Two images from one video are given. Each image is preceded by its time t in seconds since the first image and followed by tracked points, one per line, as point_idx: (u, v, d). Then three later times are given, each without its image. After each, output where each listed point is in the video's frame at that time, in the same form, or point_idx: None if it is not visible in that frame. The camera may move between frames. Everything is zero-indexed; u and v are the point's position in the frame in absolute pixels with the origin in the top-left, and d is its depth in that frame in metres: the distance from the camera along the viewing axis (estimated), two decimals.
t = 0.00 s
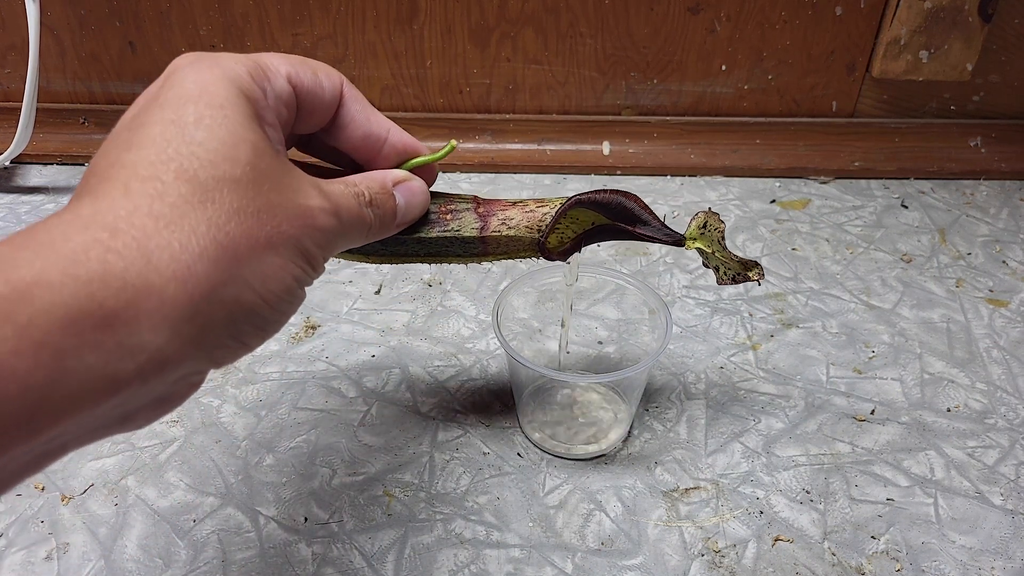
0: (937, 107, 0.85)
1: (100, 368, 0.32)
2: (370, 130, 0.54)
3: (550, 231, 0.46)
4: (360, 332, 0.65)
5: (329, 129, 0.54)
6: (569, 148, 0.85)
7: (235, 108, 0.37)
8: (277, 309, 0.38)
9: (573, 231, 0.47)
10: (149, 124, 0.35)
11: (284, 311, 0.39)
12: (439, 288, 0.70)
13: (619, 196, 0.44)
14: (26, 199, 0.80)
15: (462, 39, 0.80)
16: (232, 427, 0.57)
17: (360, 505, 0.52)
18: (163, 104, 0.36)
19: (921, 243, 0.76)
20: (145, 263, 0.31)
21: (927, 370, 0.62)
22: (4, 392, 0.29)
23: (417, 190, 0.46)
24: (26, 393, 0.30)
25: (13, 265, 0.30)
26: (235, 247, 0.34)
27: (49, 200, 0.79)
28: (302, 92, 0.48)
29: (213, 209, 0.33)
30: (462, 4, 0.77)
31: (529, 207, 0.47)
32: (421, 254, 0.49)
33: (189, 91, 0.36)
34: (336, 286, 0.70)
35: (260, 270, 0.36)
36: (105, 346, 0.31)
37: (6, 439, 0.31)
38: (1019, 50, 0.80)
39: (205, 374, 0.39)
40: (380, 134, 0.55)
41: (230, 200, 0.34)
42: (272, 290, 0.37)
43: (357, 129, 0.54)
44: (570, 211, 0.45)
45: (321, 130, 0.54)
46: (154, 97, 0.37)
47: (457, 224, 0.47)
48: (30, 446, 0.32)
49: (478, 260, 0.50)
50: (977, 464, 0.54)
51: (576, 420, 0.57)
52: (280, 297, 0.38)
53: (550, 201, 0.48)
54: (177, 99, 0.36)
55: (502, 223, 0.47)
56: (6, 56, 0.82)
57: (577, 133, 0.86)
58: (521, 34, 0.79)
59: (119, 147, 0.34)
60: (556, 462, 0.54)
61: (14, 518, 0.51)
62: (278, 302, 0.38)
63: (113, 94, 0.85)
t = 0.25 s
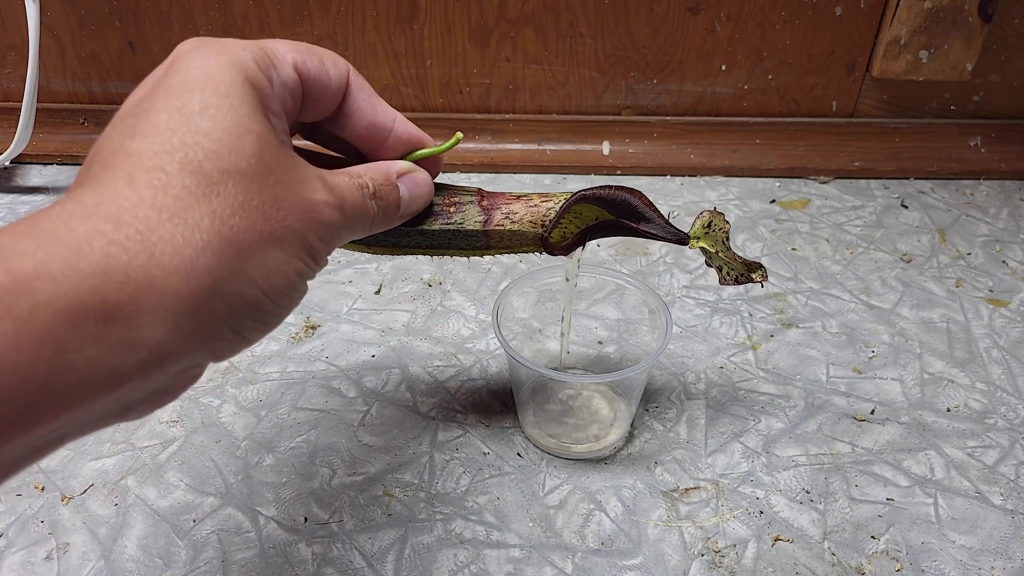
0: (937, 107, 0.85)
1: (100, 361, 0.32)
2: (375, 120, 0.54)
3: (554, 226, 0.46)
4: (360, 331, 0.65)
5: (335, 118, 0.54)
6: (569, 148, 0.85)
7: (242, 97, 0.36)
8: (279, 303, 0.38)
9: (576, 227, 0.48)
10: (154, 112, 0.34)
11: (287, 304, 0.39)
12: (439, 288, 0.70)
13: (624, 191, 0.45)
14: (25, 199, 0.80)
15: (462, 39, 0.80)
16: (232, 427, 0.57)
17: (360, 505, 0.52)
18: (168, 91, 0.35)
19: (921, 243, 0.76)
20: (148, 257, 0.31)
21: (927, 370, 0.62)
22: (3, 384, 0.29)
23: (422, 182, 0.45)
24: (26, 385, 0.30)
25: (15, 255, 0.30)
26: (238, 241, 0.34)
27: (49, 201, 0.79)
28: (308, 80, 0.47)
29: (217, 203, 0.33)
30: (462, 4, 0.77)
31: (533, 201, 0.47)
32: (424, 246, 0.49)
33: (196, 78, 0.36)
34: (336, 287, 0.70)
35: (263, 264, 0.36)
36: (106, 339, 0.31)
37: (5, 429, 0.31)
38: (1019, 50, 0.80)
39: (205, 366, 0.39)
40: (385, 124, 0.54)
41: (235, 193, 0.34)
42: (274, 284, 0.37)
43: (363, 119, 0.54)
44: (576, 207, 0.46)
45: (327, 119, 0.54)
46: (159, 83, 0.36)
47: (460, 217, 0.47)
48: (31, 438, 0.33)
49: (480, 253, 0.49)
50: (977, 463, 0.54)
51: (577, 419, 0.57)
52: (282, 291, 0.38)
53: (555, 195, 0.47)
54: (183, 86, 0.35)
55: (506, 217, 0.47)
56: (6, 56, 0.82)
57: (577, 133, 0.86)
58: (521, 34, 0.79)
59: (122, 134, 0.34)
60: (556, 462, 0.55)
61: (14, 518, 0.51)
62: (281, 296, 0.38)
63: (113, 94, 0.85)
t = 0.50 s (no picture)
0: (937, 107, 0.85)
1: (101, 362, 0.32)
2: (378, 115, 0.53)
3: (554, 227, 0.46)
4: (360, 331, 0.65)
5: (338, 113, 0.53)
6: (569, 148, 0.85)
7: (246, 94, 0.36)
8: (280, 304, 0.38)
9: (575, 227, 0.47)
10: (156, 108, 0.34)
11: (288, 304, 0.39)
12: (439, 288, 0.70)
13: (624, 193, 0.45)
14: (25, 199, 0.80)
15: (462, 39, 0.80)
16: (232, 427, 0.57)
17: (360, 505, 0.52)
18: (170, 87, 0.35)
19: (920, 243, 0.76)
20: (150, 258, 0.31)
21: (927, 370, 0.62)
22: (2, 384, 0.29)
23: (423, 180, 0.45)
24: (27, 386, 0.30)
25: (17, 255, 0.30)
26: (241, 243, 0.34)
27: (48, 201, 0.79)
28: (313, 74, 0.47)
29: (220, 204, 0.33)
30: (462, 4, 0.77)
31: (534, 201, 0.47)
32: (422, 243, 0.49)
33: (200, 74, 0.35)
34: (336, 287, 0.70)
35: (265, 265, 0.35)
36: (106, 340, 0.31)
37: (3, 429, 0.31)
38: (1019, 50, 0.80)
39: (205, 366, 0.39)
40: (388, 120, 0.53)
41: (238, 194, 0.34)
42: (276, 285, 0.37)
43: (366, 114, 0.53)
44: (579, 207, 0.45)
45: (330, 114, 0.53)
46: (160, 78, 0.36)
47: (460, 215, 0.47)
48: (30, 437, 0.33)
49: (478, 251, 0.49)
50: (977, 463, 0.54)
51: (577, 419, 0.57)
52: (283, 292, 0.38)
53: (555, 196, 0.48)
54: (187, 82, 0.35)
55: (506, 216, 0.47)
56: (6, 56, 0.82)
57: (577, 133, 0.86)
58: (521, 34, 0.79)
59: (124, 131, 0.33)
60: (556, 462, 0.55)
61: (14, 518, 0.51)
62: (281, 297, 0.38)
63: (113, 94, 0.85)
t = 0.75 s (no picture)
0: (937, 107, 0.85)
1: (104, 368, 0.32)
2: (387, 115, 0.52)
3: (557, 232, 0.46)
4: (360, 331, 0.65)
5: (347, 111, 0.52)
6: (569, 148, 0.85)
7: (257, 98, 0.36)
8: (282, 309, 0.39)
9: (575, 232, 0.48)
10: (167, 110, 0.34)
11: (290, 308, 0.39)
12: (438, 288, 0.70)
13: (628, 202, 0.45)
14: (25, 199, 0.80)
15: (462, 39, 0.80)
16: (231, 427, 0.57)
17: (360, 505, 0.52)
18: (181, 89, 0.35)
19: (920, 242, 0.76)
20: (158, 265, 0.31)
21: (927, 370, 0.62)
22: (4, 389, 0.29)
23: (429, 182, 0.45)
24: (30, 392, 0.30)
25: (24, 259, 0.29)
26: (248, 250, 0.34)
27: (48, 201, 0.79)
28: (321, 71, 0.45)
29: (229, 210, 0.33)
30: (462, 4, 0.77)
31: (538, 204, 0.47)
32: (424, 242, 0.48)
33: (213, 75, 0.35)
34: (336, 287, 0.70)
35: (270, 271, 0.36)
36: (111, 346, 0.31)
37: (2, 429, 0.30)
38: (1019, 50, 0.80)
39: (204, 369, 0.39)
40: (397, 120, 0.52)
41: (247, 200, 0.34)
42: (279, 291, 0.37)
43: (374, 114, 0.52)
44: (581, 213, 0.46)
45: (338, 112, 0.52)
46: (171, 79, 0.36)
47: (464, 217, 0.47)
48: (29, 442, 0.32)
49: (479, 253, 0.49)
50: (977, 463, 0.54)
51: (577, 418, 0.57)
52: (286, 297, 0.38)
53: (559, 201, 0.48)
54: (200, 84, 0.35)
55: (509, 219, 0.47)
56: (6, 56, 0.82)
57: (577, 133, 0.86)
58: (521, 34, 0.79)
59: (134, 133, 0.34)
60: (556, 462, 0.55)
61: (14, 518, 0.51)
62: (284, 302, 0.38)
63: (113, 94, 0.85)
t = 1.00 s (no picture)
0: (937, 107, 0.85)
1: (111, 368, 0.32)
2: (404, 113, 0.48)
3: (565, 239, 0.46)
4: (360, 331, 0.65)
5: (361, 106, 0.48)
6: (569, 148, 0.85)
7: (276, 96, 0.35)
8: (290, 310, 0.39)
9: (582, 239, 0.48)
10: (184, 106, 0.33)
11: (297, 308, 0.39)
12: (438, 288, 0.70)
13: (639, 211, 0.47)
14: (25, 199, 0.80)
15: (462, 39, 0.80)
16: (231, 427, 0.57)
17: (360, 505, 0.52)
18: (198, 84, 0.34)
19: (920, 243, 0.76)
20: (169, 267, 0.31)
21: (927, 370, 0.62)
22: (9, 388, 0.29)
23: (440, 181, 0.44)
24: (35, 391, 0.30)
25: (34, 258, 0.29)
26: (258, 252, 0.34)
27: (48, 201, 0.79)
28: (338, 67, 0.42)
29: (242, 212, 0.33)
30: (462, 4, 0.77)
31: (548, 209, 0.47)
32: (431, 241, 0.48)
33: (234, 71, 0.35)
34: (336, 287, 0.70)
35: (279, 273, 0.36)
36: (118, 348, 0.31)
37: None
38: (1019, 50, 0.80)
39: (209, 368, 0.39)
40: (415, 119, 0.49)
41: (260, 203, 0.33)
42: (287, 293, 0.37)
43: (391, 112, 0.48)
44: (592, 220, 0.47)
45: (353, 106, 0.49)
46: (188, 72, 0.35)
47: (473, 218, 0.47)
48: (34, 437, 0.33)
49: (485, 254, 0.49)
50: (977, 463, 0.54)
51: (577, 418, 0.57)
52: (294, 299, 0.38)
53: (569, 207, 0.48)
54: (218, 80, 0.34)
55: (519, 223, 0.47)
56: (6, 56, 0.82)
57: (577, 133, 0.86)
58: (520, 34, 0.79)
59: (149, 128, 0.33)
60: (556, 462, 0.55)
61: (14, 518, 0.51)
62: (291, 303, 0.38)
63: (113, 94, 0.85)
